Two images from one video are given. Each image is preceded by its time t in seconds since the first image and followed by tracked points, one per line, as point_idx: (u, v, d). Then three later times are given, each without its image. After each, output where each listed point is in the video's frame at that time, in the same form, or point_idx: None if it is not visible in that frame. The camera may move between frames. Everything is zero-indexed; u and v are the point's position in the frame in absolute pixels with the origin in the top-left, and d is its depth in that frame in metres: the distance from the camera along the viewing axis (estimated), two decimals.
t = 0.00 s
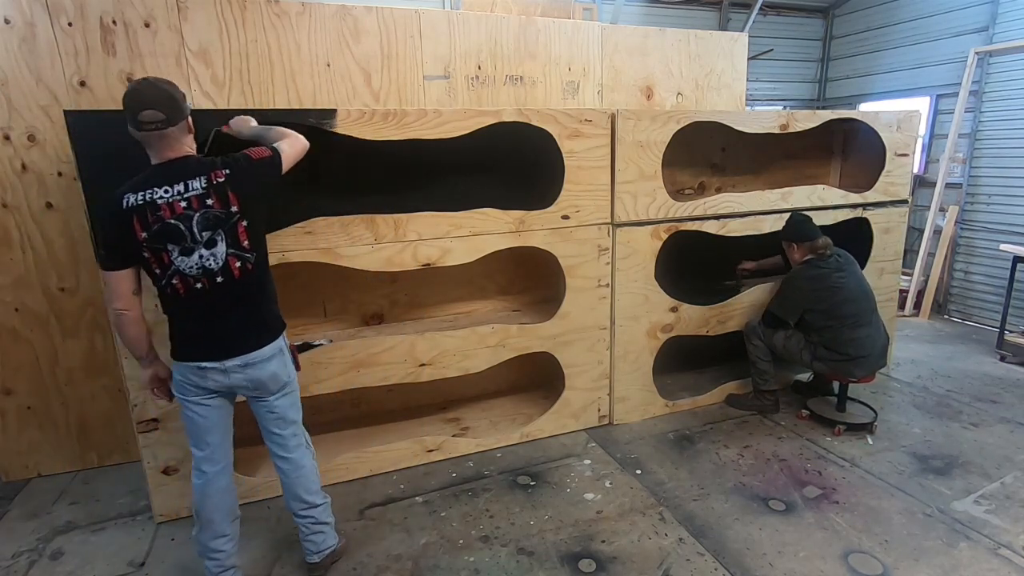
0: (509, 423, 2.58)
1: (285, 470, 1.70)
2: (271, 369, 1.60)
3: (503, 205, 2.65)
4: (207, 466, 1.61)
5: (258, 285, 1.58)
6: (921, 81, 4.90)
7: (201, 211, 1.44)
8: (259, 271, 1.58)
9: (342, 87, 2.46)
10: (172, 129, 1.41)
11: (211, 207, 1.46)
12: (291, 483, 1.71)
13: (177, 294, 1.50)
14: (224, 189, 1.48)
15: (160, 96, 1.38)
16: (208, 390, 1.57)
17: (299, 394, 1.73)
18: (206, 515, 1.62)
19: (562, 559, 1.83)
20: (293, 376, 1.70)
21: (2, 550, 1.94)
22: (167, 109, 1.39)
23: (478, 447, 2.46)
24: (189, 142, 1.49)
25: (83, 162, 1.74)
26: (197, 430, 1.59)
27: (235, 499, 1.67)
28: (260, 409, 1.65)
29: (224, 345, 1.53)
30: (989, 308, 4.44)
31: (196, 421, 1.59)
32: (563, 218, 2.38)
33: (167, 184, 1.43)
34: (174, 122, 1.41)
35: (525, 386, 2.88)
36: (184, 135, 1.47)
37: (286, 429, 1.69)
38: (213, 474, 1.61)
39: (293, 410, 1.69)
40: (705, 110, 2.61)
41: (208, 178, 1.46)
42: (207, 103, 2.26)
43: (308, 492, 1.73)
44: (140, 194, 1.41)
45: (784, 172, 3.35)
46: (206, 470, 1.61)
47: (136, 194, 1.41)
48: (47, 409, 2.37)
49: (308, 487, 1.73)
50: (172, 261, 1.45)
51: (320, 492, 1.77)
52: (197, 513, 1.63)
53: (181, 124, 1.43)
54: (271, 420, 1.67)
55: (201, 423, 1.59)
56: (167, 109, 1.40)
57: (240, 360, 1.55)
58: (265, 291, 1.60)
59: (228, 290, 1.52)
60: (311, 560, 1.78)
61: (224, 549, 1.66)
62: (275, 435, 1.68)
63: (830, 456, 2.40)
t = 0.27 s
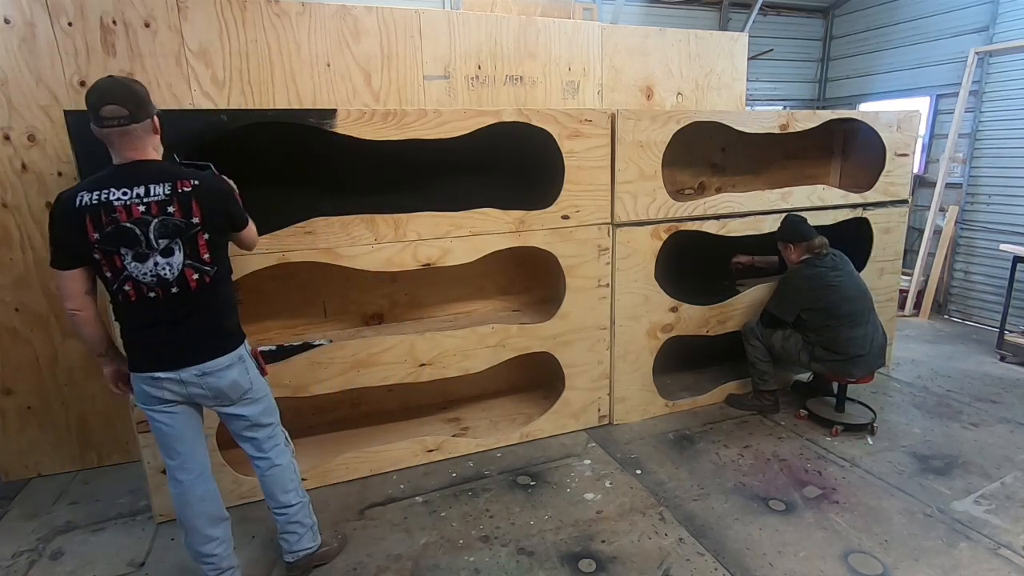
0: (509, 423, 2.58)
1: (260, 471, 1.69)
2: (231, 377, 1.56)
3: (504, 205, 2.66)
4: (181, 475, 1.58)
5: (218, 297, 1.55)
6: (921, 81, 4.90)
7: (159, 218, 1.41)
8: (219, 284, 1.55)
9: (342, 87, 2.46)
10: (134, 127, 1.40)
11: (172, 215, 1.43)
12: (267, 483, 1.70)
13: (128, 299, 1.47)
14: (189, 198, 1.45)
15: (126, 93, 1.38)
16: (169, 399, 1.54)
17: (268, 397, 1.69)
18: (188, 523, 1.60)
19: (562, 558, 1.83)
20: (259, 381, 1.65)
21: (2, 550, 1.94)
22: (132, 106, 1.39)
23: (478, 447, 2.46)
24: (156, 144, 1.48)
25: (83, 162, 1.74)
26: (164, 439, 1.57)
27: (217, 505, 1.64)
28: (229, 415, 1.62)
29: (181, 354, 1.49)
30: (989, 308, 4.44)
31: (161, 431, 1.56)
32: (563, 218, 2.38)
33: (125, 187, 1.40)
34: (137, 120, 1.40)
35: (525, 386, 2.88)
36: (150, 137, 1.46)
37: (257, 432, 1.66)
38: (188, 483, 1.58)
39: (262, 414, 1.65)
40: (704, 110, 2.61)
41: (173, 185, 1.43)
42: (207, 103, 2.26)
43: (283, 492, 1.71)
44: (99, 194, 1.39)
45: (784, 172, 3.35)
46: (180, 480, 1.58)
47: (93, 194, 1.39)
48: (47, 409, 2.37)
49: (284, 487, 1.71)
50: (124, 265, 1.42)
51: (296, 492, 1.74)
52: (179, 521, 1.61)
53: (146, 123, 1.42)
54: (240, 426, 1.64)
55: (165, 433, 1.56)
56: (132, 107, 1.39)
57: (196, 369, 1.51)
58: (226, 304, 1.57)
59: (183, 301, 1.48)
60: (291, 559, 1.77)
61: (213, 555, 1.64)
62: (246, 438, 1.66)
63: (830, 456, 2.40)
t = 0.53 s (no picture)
0: (509, 423, 2.58)
1: (256, 472, 1.69)
2: (226, 380, 1.56)
3: (504, 205, 2.66)
4: (177, 479, 1.57)
5: (214, 300, 1.55)
6: (921, 81, 4.90)
7: (164, 214, 1.43)
8: (215, 287, 1.55)
9: (341, 87, 2.46)
10: (150, 125, 1.43)
11: (176, 213, 1.44)
12: (263, 484, 1.70)
13: (120, 296, 1.45)
14: (195, 198, 1.47)
15: (147, 93, 1.42)
16: (164, 403, 1.54)
17: (262, 398, 1.69)
18: (187, 526, 1.60)
19: (562, 558, 1.83)
20: (253, 382, 1.65)
21: (2, 550, 1.94)
22: (151, 106, 1.43)
23: (478, 447, 2.46)
24: (165, 148, 1.50)
25: (83, 162, 1.74)
26: (159, 444, 1.56)
27: (215, 507, 1.64)
28: (223, 417, 1.62)
29: (176, 356, 1.49)
30: (989, 308, 4.44)
31: (156, 435, 1.56)
32: (563, 218, 2.38)
33: (131, 182, 1.41)
34: (154, 120, 1.44)
35: (525, 386, 2.88)
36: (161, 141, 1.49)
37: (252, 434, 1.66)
38: (185, 487, 1.58)
39: (257, 416, 1.65)
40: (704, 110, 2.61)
41: (179, 185, 1.45)
42: (207, 103, 2.26)
43: (279, 493, 1.71)
44: (104, 187, 1.39)
45: (784, 172, 3.35)
46: (176, 484, 1.57)
47: (97, 186, 1.39)
48: (47, 409, 2.37)
49: (280, 488, 1.71)
50: (121, 260, 1.42)
51: (292, 493, 1.74)
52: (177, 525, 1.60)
53: (162, 125, 1.46)
54: (235, 428, 1.64)
55: (159, 438, 1.55)
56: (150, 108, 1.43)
57: (190, 372, 1.51)
58: (220, 307, 1.57)
59: (178, 300, 1.48)
60: (289, 559, 1.77)
61: (212, 557, 1.64)
62: (241, 440, 1.66)
63: (830, 456, 2.40)
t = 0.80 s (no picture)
0: (509, 423, 2.58)
1: (260, 471, 1.69)
2: (234, 378, 1.56)
3: (504, 205, 2.67)
4: (182, 476, 1.58)
5: (217, 298, 1.54)
6: (921, 81, 4.90)
7: (165, 213, 1.42)
8: (218, 286, 1.54)
9: (342, 87, 2.46)
10: (151, 122, 1.44)
11: (177, 211, 1.44)
12: (267, 483, 1.70)
13: (127, 296, 1.46)
14: (195, 196, 1.46)
15: (148, 92, 1.43)
16: (172, 401, 1.54)
17: (267, 397, 1.70)
18: (189, 524, 1.60)
19: (562, 559, 1.83)
20: (259, 380, 1.66)
21: (3, 550, 1.94)
22: (153, 104, 1.43)
23: (478, 447, 2.46)
24: (166, 148, 1.50)
25: (83, 162, 1.74)
26: (165, 442, 1.56)
27: (218, 506, 1.65)
28: (229, 416, 1.62)
29: (179, 355, 1.49)
30: (989, 308, 4.44)
31: (162, 433, 1.56)
32: (563, 218, 2.38)
33: (133, 181, 1.41)
34: (154, 117, 1.44)
35: (525, 386, 2.88)
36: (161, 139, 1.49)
37: (258, 433, 1.67)
38: (189, 485, 1.58)
39: (263, 414, 1.66)
40: (705, 110, 2.61)
41: (180, 183, 1.44)
42: (207, 103, 2.26)
43: (284, 491, 1.72)
44: (109, 187, 1.40)
45: (784, 172, 3.35)
46: (181, 482, 1.57)
47: (98, 186, 1.40)
48: (47, 409, 2.37)
49: (285, 487, 1.72)
50: (124, 259, 1.42)
51: (296, 492, 1.75)
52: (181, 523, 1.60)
53: (162, 123, 1.46)
54: (241, 427, 1.64)
55: (166, 435, 1.56)
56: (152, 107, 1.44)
57: (199, 370, 1.51)
58: (224, 306, 1.56)
59: (182, 299, 1.47)
60: (290, 559, 1.77)
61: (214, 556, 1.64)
62: (246, 439, 1.66)
63: (830, 456, 2.40)
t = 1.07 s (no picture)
0: (509, 423, 2.58)
1: (256, 472, 1.69)
2: (227, 380, 1.56)
3: (505, 204, 2.67)
4: (176, 479, 1.57)
5: (215, 303, 1.54)
6: (921, 81, 4.90)
7: (178, 213, 1.43)
8: (217, 292, 1.54)
9: (342, 87, 2.46)
10: (184, 130, 1.50)
11: (191, 214, 1.45)
12: (264, 484, 1.70)
13: (117, 288, 1.44)
14: (212, 205, 1.49)
15: (186, 101, 1.50)
16: (164, 406, 1.53)
17: (261, 398, 1.70)
18: (185, 526, 1.60)
19: (562, 559, 1.83)
20: (251, 383, 1.66)
21: (3, 550, 1.94)
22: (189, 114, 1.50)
23: (478, 447, 2.46)
24: (195, 156, 1.56)
25: (83, 162, 1.74)
26: (158, 446, 1.56)
27: (214, 506, 1.65)
28: (223, 419, 1.61)
29: (173, 355, 1.48)
30: (989, 308, 4.44)
31: (155, 437, 1.55)
32: (563, 218, 2.38)
33: (153, 178, 1.43)
34: (188, 126, 1.50)
35: (525, 386, 2.88)
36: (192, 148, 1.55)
37: (253, 434, 1.66)
38: (184, 488, 1.58)
39: (256, 416, 1.66)
40: (704, 110, 2.61)
41: (199, 189, 1.47)
42: (207, 103, 2.26)
43: (280, 492, 1.72)
44: (129, 178, 1.42)
45: (784, 172, 3.35)
46: (175, 485, 1.57)
47: (119, 176, 1.41)
48: (47, 409, 2.37)
49: (281, 487, 1.72)
50: (125, 251, 1.42)
51: (292, 492, 1.75)
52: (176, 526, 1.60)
53: (195, 132, 1.52)
54: (235, 429, 1.64)
55: (159, 439, 1.55)
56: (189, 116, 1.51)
57: (191, 374, 1.51)
58: (221, 312, 1.57)
59: (178, 299, 1.47)
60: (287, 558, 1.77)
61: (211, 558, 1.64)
62: (241, 441, 1.66)
63: (830, 456, 2.40)
